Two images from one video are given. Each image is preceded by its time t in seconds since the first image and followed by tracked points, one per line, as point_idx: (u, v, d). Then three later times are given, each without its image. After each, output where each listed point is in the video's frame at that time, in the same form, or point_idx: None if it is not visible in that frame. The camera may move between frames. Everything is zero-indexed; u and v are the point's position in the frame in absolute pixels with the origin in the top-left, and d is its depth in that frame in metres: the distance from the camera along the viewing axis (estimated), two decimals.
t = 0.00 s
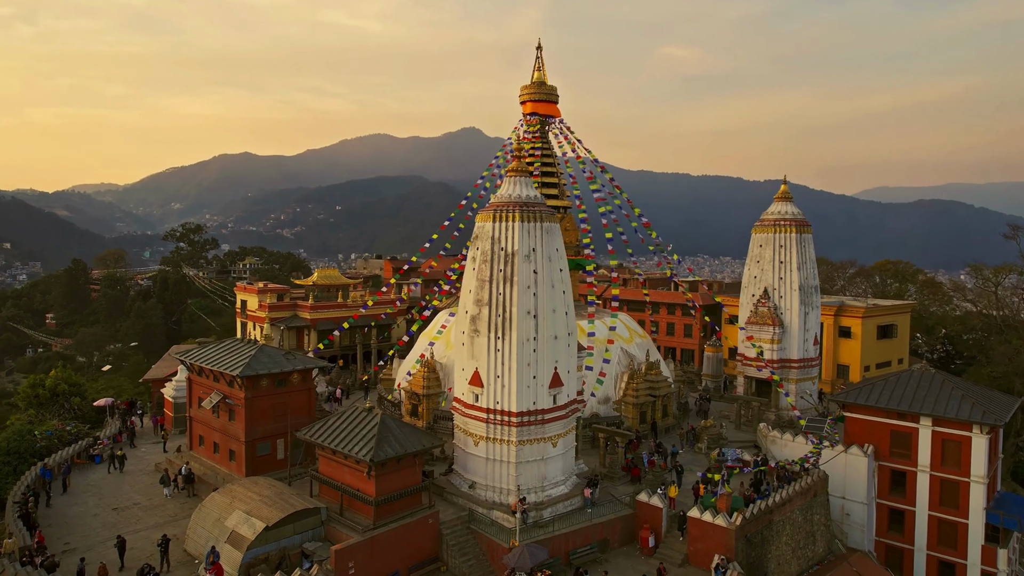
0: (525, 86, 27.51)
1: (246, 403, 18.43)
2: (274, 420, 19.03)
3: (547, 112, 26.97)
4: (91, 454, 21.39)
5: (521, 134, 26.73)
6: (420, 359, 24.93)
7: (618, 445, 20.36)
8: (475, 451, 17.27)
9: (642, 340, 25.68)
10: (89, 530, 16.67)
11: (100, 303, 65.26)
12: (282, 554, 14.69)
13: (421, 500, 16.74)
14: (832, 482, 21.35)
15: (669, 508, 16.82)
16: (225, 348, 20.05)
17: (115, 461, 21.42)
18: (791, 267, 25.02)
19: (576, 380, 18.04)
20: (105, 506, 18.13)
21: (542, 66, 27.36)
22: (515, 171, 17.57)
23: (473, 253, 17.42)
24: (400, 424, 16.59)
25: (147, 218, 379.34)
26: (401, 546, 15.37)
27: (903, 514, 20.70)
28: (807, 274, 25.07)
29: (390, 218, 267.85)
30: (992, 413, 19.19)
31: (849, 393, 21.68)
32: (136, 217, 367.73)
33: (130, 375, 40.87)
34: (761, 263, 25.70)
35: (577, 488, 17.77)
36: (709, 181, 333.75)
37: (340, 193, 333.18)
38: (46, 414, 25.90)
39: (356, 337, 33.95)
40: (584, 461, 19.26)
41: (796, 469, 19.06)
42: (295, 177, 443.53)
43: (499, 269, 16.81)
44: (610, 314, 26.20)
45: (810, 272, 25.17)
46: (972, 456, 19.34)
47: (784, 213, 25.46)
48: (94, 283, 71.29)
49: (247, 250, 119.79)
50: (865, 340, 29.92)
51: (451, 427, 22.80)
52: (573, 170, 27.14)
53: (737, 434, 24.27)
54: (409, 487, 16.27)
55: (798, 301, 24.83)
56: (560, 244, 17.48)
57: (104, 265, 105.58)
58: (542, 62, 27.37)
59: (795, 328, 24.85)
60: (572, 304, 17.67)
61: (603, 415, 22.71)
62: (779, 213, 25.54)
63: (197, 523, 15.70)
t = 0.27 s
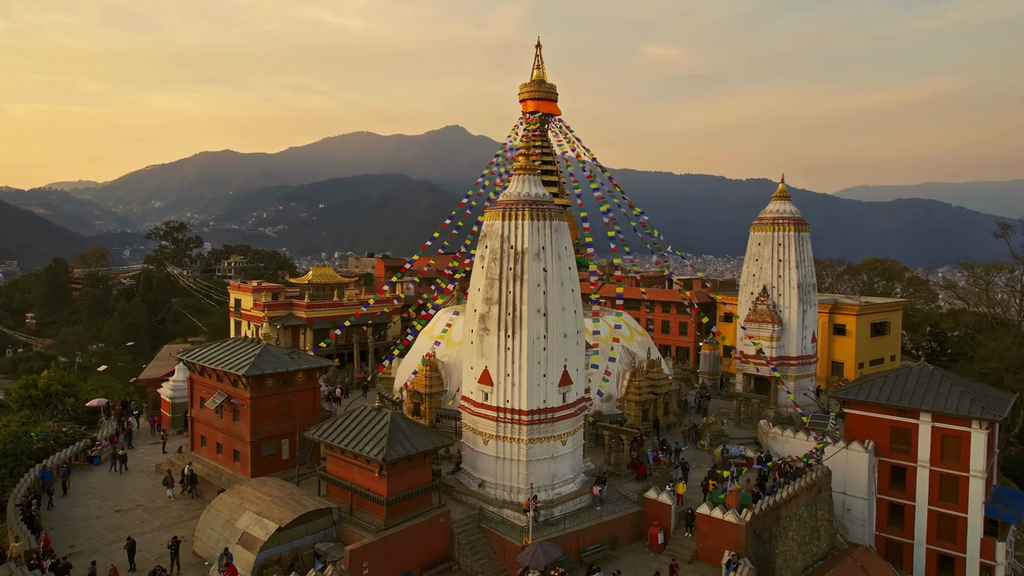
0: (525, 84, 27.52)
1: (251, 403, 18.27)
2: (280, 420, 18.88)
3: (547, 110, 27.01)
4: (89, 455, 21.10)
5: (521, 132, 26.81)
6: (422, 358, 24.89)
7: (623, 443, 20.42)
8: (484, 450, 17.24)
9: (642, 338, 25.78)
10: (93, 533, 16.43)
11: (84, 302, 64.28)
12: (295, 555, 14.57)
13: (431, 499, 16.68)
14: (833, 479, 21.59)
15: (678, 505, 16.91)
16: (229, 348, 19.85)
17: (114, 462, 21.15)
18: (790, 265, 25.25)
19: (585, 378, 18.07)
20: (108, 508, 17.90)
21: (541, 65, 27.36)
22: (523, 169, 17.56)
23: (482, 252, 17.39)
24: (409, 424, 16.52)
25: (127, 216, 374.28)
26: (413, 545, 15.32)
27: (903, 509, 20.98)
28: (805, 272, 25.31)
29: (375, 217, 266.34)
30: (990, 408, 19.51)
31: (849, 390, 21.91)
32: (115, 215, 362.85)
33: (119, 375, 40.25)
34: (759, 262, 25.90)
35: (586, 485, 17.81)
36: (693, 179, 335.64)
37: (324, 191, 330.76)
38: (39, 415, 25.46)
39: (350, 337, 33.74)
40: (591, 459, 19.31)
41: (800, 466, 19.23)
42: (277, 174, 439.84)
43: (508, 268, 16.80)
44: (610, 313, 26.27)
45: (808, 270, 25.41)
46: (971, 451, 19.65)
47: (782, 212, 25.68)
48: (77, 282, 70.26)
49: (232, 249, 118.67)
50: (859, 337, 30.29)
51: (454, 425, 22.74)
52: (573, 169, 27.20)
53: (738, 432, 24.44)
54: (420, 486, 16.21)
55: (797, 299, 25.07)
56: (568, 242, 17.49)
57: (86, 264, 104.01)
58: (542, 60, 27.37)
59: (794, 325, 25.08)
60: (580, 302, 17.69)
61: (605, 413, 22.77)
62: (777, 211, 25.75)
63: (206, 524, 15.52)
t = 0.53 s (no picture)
0: (526, 83, 27.52)
1: (259, 403, 18.11)
2: (287, 420, 18.73)
3: (548, 109, 27.03)
4: (90, 456, 20.82)
5: (522, 131, 26.82)
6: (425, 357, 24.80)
7: (630, 441, 20.47)
8: (496, 449, 17.22)
9: (644, 336, 25.86)
10: (99, 535, 16.21)
11: (70, 301, 63.34)
12: (309, 555, 14.42)
13: (443, 498, 16.62)
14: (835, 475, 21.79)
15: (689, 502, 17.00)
16: (234, 347, 19.66)
17: (115, 463, 20.88)
18: (791, 263, 25.46)
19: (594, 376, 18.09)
20: (113, 510, 17.66)
21: (542, 63, 27.38)
22: (533, 167, 17.55)
23: (493, 250, 17.35)
24: (421, 423, 16.44)
25: (107, 214, 369.55)
26: (428, 545, 15.26)
27: (905, 504, 21.24)
28: (805, 271, 25.53)
29: (360, 215, 264.99)
30: (991, 405, 19.81)
31: (851, 386, 22.13)
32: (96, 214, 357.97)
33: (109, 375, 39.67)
34: (760, 260, 26.09)
35: (596, 483, 17.86)
36: (678, 178, 337.32)
37: (308, 189, 328.55)
38: (34, 415, 25.03)
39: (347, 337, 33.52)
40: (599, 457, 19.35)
41: (806, 462, 19.38)
42: (261, 173, 436.04)
43: (519, 266, 16.79)
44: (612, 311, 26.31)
45: (808, 268, 25.64)
46: (973, 446, 19.94)
47: (782, 210, 25.89)
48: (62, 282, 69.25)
49: (218, 248, 117.50)
50: (855, 335, 30.63)
51: (458, 424, 22.66)
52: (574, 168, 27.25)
53: (740, 430, 24.61)
54: (432, 486, 16.15)
55: (797, 297, 25.28)
56: (579, 241, 17.49)
57: (69, 263, 102.48)
58: (543, 59, 27.38)
59: (794, 323, 25.30)
60: (590, 300, 17.71)
61: (610, 410, 22.82)
62: (777, 210, 25.95)
63: (217, 526, 15.36)
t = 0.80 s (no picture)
0: (527, 81, 27.54)
1: (267, 403, 17.93)
2: (295, 420, 18.56)
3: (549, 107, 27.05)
4: (91, 458, 20.52)
5: (523, 129, 26.84)
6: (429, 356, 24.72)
7: (637, 439, 20.54)
8: (508, 447, 17.21)
9: (646, 334, 25.97)
10: (107, 538, 15.97)
11: (54, 301, 62.27)
12: (326, 556, 14.31)
13: (456, 498, 16.57)
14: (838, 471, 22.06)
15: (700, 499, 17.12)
16: (239, 347, 19.47)
17: (116, 465, 20.60)
18: (791, 261, 25.69)
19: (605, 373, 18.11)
20: (119, 512, 17.42)
21: (543, 61, 27.41)
22: (544, 165, 17.53)
23: (505, 248, 17.32)
24: (435, 423, 16.37)
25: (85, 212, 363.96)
26: (444, 544, 15.21)
27: (906, 499, 21.55)
28: (805, 269, 25.78)
29: (344, 213, 263.33)
30: (991, 400, 20.12)
31: (853, 383, 22.38)
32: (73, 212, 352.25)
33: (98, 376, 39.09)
34: (760, 258, 26.32)
35: (607, 481, 17.91)
36: (661, 177, 338.97)
37: (291, 187, 325.88)
38: (29, 417, 24.62)
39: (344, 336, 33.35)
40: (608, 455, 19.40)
41: (812, 458, 19.57)
42: (242, 170, 431.63)
43: (532, 264, 16.77)
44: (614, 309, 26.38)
45: (807, 266, 25.90)
46: (973, 441, 20.26)
47: (782, 209, 26.12)
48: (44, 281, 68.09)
49: (201, 246, 116.17)
50: (851, 332, 31.00)
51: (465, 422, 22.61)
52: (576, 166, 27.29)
53: (742, 427, 24.82)
54: (446, 485, 16.10)
55: (798, 295, 25.52)
56: (591, 239, 17.49)
57: (49, 262, 100.77)
58: (544, 57, 27.41)
59: (794, 320, 25.54)
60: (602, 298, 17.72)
61: (615, 408, 22.91)
62: (776, 208, 26.19)
63: (230, 528, 15.19)
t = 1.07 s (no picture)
0: (527, 79, 27.54)
1: (273, 403, 17.79)
2: (300, 420, 18.43)
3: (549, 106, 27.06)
4: (90, 460, 20.27)
5: (523, 128, 26.85)
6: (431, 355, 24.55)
7: (641, 436, 20.61)
8: (517, 446, 17.21)
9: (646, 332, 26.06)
10: (112, 540, 15.77)
11: (39, 301, 61.29)
12: (338, 557, 14.21)
13: (464, 497, 16.53)
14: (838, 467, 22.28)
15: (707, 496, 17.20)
16: (242, 347, 19.31)
17: (116, 467, 20.36)
18: (789, 259, 25.90)
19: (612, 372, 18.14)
20: (122, 514, 17.21)
21: (543, 60, 27.42)
22: (551, 164, 17.53)
23: (513, 247, 17.32)
24: (444, 422, 16.32)
25: (66, 210, 359.02)
26: (455, 543, 15.17)
27: (905, 494, 21.80)
28: (803, 267, 25.99)
29: (330, 211, 261.75)
30: (990, 396, 20.40)
31: (852, 380, 22.60)
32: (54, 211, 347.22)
33: (88, 376, 38.61)
34: (758, 256, 26.52)
35: (614, 479, 17.96)
36: (647, 176, 340.10)
37: (276, 185, 323.44)
38: (23, 418, 24.26)
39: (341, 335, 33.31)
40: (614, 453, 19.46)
41: (814, 455, 19.74)
42: (226, 169, 427.64)
43: (541, 262, 16.77)
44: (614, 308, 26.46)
45: (805, 264, 26.11)
46: (972, 437, 20.54)
47: (780, 207, 26.33)
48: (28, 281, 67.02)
49: (187, 245, 114.92)
50: (845, 330, 31.32)
51: (468, 420, 22.57)
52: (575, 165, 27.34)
53: (741, 424, 24.98)
54: (455, 484, 16.05)
55: (796, 293, 25.72)
56: (598, 237, 17.51)
57: (31, 261, 99.19)
58: (543, 55, 27.42)
59: (793, 318, 25.74)
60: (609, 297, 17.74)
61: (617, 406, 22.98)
62: (775, 207, 26.40)
63: (238, 528, 15.03)
